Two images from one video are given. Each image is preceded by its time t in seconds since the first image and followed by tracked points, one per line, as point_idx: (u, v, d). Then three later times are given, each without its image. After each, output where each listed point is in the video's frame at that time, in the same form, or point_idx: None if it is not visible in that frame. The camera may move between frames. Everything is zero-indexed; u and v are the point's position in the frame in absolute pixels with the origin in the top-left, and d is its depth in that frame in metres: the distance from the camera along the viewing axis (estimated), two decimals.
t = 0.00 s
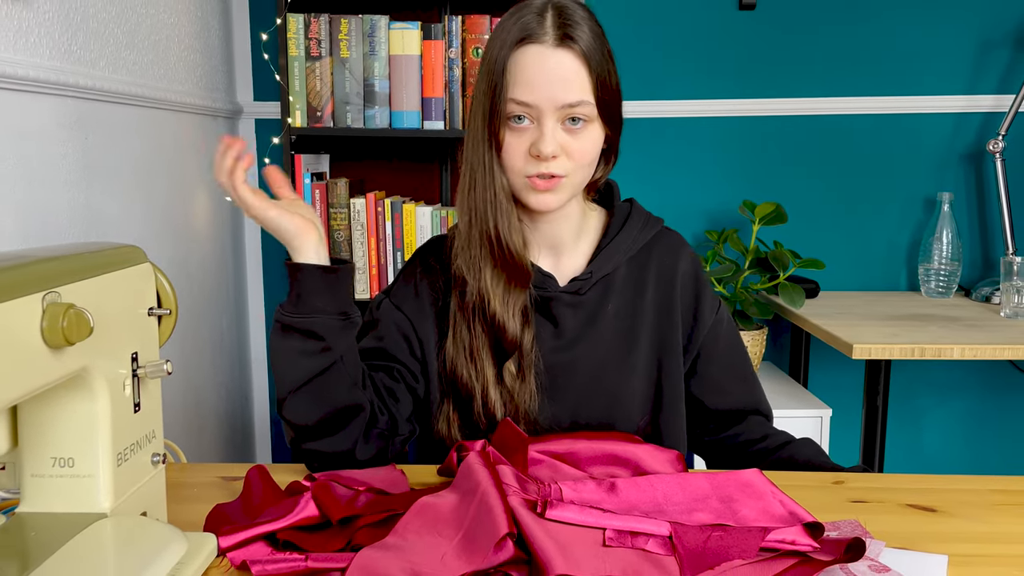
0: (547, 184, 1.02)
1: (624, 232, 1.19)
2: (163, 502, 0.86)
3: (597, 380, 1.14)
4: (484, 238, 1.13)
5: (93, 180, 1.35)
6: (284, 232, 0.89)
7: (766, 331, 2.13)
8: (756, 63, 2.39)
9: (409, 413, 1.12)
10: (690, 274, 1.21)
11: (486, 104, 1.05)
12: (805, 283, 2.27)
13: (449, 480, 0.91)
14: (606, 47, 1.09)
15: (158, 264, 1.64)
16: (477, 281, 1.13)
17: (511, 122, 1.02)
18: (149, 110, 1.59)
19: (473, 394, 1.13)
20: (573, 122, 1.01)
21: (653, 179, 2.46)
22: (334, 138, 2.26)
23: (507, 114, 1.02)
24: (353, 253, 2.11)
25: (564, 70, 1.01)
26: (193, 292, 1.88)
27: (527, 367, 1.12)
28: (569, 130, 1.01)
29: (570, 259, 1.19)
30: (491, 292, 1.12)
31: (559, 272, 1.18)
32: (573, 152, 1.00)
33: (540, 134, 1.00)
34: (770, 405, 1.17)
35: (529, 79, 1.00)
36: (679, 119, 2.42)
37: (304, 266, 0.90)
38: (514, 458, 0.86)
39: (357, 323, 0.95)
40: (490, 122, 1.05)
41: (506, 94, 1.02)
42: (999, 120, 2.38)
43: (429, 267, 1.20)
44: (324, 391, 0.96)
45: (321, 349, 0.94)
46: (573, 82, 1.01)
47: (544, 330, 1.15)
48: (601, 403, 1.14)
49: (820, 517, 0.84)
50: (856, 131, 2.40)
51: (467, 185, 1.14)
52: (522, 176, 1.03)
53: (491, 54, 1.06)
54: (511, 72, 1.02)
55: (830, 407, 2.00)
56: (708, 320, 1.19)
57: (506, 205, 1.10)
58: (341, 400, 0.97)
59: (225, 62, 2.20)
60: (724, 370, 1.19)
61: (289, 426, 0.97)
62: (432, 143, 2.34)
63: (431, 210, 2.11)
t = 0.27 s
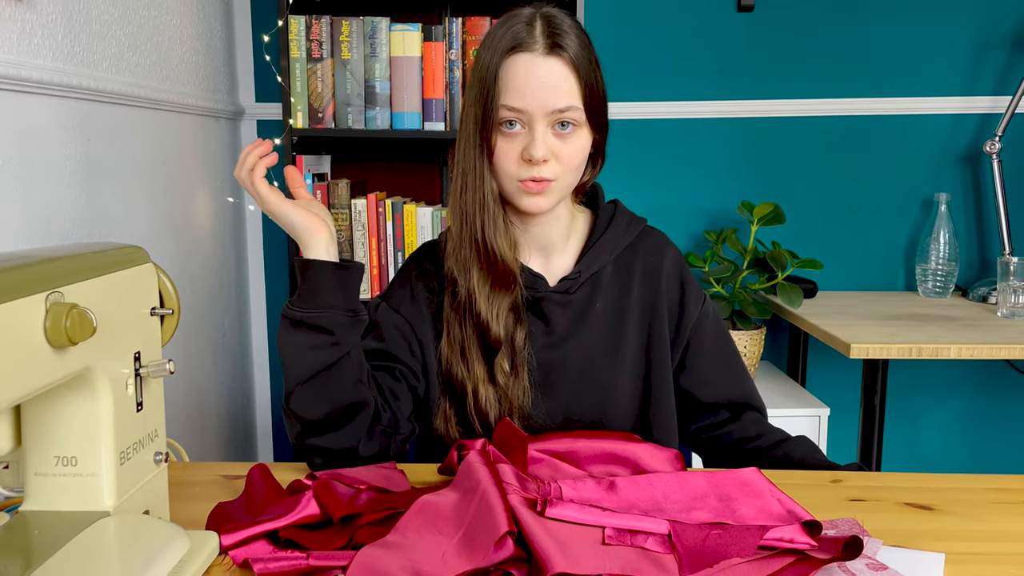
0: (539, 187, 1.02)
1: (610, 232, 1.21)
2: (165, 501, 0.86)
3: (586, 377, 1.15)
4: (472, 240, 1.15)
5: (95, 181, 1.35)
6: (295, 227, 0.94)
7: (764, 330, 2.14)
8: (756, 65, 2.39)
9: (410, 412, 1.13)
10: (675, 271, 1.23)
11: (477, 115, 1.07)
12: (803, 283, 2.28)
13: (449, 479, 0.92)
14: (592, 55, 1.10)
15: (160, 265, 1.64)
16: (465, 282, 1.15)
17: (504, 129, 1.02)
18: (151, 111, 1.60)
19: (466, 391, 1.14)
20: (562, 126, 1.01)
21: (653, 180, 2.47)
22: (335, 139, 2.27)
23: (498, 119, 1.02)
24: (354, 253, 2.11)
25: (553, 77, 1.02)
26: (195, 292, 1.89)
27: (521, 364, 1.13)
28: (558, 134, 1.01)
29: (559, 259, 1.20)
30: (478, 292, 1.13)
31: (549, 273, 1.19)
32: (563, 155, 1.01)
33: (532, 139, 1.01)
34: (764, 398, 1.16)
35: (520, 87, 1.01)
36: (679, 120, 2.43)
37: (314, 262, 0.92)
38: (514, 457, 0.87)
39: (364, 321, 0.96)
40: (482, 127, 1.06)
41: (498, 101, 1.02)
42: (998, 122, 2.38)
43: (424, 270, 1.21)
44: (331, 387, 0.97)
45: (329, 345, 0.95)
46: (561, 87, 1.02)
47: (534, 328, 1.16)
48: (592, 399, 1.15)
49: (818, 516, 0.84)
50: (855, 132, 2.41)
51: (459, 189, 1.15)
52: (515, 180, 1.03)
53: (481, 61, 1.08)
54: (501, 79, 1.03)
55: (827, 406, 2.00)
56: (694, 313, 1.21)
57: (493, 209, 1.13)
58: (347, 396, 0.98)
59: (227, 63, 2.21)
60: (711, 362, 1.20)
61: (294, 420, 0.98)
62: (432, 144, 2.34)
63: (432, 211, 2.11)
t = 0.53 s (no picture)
0: (535, 183, 1.04)
1: (604, 231, 1.21)
2: (168, 499, 0.87)
3: (581, 374, 1.16)
4: (467, 238, 1.15)
5: (98, 182, 1.36)
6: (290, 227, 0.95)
7: (762, 330, 2.15)
8: (755, 66, 2.40)
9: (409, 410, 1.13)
10: (669, 268, 1.23)
11: (471, 110, 1.07)
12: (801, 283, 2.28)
13: (449, 478, 0.93)
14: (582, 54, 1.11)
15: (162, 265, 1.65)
16: (460, 283, 1.15)
17: (494, 122, 1.04)
18: (154, 112, 1.61)
19: (462, 390, 1.14)
20: (554, 120, 1.03)
21: (653, 180, 2.47)
22: (336, 140, 2.27)
23: (491, 115, 1.04)
24: (355, 254, 2.12)
25: (543, 72, 1.04)
26: (197, 291, 1.89)
27: (517, 366, 1.13)
28: (551, 127, 1.03)
29: (554, 257, 1.20)
30: (473, 292, 1.14)
31: (545, 271, 1.20)
32: (555, 149, 1.03)
33: (524, 131, 1.03)
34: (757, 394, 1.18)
35: (510, 80, 1.03)
36: (679, 121, 2.43)
37: (306, 262, 0.93)
38: (514, 455, 0.88)
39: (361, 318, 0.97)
40: (473, 124, 1.07)
41: (489, 96, 1.04)
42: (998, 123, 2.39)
43: (422, 271, 1.22)
44: (330, 386, 0.97)
45: (326, 342, 0.95)
46: (550, 81, 1.03)
47: (530, 327, 1.16)
48: (587, 396, 1.16)
49: (815, 514, 0.85)
50: (854, 133, 2.41)
51: (455, 190, 1.15)
52: (510, 176, 1.05)
53: (473, 63, 1.09)
54: (492, 75, 1.04)
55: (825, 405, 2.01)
56: (688, 310, 1.22)
57: (489, 206, 1.12)
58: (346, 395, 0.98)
59: (229, 65, 2.21)
60: (705, 358, 1.20)
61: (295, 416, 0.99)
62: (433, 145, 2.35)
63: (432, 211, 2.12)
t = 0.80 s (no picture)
0: (537, 170, 1.05)
1: (607, 227, 1.22)
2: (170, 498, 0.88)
3: (581, 368, 1.16)
4: (463, 236, 1.18)
5: (101, 184, 1.36)
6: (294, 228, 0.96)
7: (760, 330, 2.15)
8: (755, 68, 2.40)
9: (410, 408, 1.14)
10: (672, 266, 1.24)
11: (467, 106, 1.10)
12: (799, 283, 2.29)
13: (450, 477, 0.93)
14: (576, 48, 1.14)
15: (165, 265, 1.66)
16: (455, 280, 1.17)
17: (493, 113, 1.06)
18: (156, 113, 1.61)
19: (458, 388, 1.15)
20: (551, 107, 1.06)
21: (654, 181, 2.48)
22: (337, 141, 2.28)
23: (490, 108, 1.06)
24: (356, 254, 2.12)
25: (536, 59, 1.07)
26: (200, 291, 1.90)
27: (515, 362, 1.14)
28: (547, 115, 1.05)
29: (557, 250, 1.21)
30: (467, 288, 1.16)
31: (547, 266, 1.21)
32: (553, 134, 1.04)
33: (522, 120, 1.05)
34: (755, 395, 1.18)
35: (506, 71, 1.06)
36: (680, 122, 2.44)
37: (309, 262, 0.93)
38: (514, 454, 0.88)
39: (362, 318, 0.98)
40: (471, 118, 1.09)
41: (484, 87, 1.07)
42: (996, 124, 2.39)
43: (422, 267, 1.23)
44: (331, 385, 0.97)
45: (329, 341, 0.96)
46: (543, 68, 1.06)
47: (532, 321, 1.17)
48: (588, 390, 1.16)
49: (813, 513, 0.85)
50: (853, 133, 2.42)
51: (450, 190, 1.18)
52: (511, 165, 1.06)
53: (467, 62, 1.12)
54: (488, 68, 1.07)
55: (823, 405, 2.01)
56: (691, 311, 1.22)
57: (484, 198, 1.15)
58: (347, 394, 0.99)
59: (231, 66, 2.22)
60: (706, 359, 1.21)
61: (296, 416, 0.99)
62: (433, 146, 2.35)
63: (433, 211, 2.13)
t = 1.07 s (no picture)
0: (551, 156, 1.06)
1: (615, 219, 1.23)
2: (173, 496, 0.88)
3: (589, 356, 1.16)
4: (471, 224, 1.19)
5: (104, 184, 1.37)
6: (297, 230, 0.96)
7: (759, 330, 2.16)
8: (755, 69, 2.41)
9: (412, 404, 1.14)
10: (681, 261, 1.25)
11: (480, 94, 1.11)
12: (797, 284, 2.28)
13: (451, 475, 0.94)
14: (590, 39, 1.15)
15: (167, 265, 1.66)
16: (460, 266, 1.18)
17: (509, 104, 1.06)
18: (159, 114, 1.62)
19: (456, 375, 1.16)
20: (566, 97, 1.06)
21: (654, 182, 2.48)
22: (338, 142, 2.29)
23: (507, 99, 1.06)
24: (357, 254, 2.13)
25: (551, 48, 1.08)
26: (201, 291, 1.91)
27: (520, 347, 1.15)
28: (562, 106, 1.06)
29: (565, 241, 1.22)
30: (471, 275, 1.17)
31: (555, 256, 1.22)
32: (567, 124, 1.05)
33: (537, 111, 1.05)
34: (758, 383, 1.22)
35: (524, 62, 1.06)
36: (680, 123, 2.45)
37: (310, 262, 0.94)
38: (514, 453, 0.89)
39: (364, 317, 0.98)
40: (485, 105, 1.10)
41: (500, 78, 1.08)
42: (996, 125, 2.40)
43: (427, 258, 1.24)
44: (331, 384, 0.98)
45: (330, 340, 0.96)
46: (559, 60, 1.07)
47: (540, 310, 1.17)
48: (595, 379, 1.16)
49: (811, 511, 0.86)
50: (853, 134, 2.42)
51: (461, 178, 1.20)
52: (526, 153, 1.06)
53: (481, 49, 1.13)
54: (503, 56, 1.08)
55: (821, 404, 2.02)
56: (698, 305, 1.23)
57: (492, 187, 1.16)
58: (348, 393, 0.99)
59: (233, 68, 2.23)
60: (712, 351, 1.23)
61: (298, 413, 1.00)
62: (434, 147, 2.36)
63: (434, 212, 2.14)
